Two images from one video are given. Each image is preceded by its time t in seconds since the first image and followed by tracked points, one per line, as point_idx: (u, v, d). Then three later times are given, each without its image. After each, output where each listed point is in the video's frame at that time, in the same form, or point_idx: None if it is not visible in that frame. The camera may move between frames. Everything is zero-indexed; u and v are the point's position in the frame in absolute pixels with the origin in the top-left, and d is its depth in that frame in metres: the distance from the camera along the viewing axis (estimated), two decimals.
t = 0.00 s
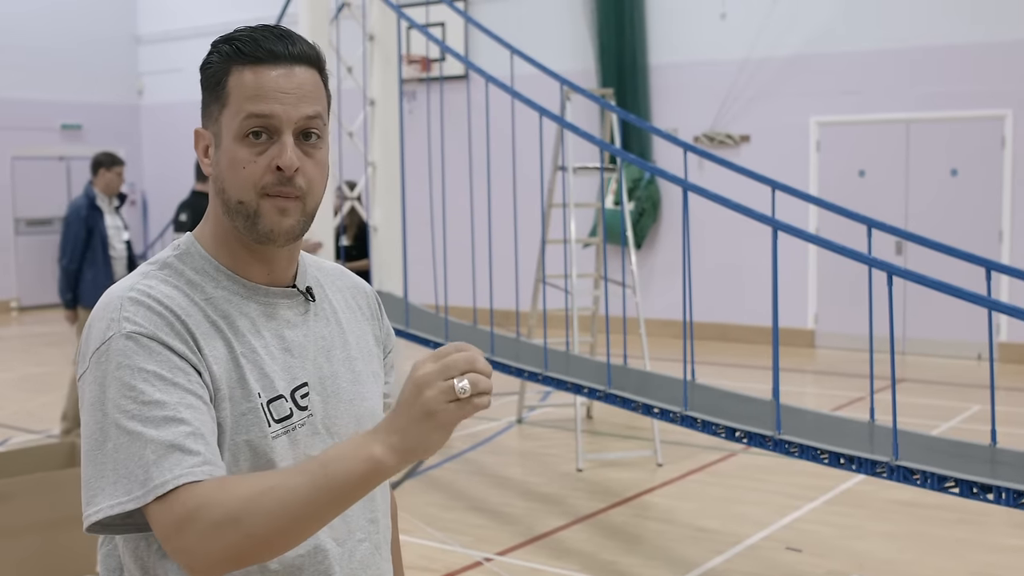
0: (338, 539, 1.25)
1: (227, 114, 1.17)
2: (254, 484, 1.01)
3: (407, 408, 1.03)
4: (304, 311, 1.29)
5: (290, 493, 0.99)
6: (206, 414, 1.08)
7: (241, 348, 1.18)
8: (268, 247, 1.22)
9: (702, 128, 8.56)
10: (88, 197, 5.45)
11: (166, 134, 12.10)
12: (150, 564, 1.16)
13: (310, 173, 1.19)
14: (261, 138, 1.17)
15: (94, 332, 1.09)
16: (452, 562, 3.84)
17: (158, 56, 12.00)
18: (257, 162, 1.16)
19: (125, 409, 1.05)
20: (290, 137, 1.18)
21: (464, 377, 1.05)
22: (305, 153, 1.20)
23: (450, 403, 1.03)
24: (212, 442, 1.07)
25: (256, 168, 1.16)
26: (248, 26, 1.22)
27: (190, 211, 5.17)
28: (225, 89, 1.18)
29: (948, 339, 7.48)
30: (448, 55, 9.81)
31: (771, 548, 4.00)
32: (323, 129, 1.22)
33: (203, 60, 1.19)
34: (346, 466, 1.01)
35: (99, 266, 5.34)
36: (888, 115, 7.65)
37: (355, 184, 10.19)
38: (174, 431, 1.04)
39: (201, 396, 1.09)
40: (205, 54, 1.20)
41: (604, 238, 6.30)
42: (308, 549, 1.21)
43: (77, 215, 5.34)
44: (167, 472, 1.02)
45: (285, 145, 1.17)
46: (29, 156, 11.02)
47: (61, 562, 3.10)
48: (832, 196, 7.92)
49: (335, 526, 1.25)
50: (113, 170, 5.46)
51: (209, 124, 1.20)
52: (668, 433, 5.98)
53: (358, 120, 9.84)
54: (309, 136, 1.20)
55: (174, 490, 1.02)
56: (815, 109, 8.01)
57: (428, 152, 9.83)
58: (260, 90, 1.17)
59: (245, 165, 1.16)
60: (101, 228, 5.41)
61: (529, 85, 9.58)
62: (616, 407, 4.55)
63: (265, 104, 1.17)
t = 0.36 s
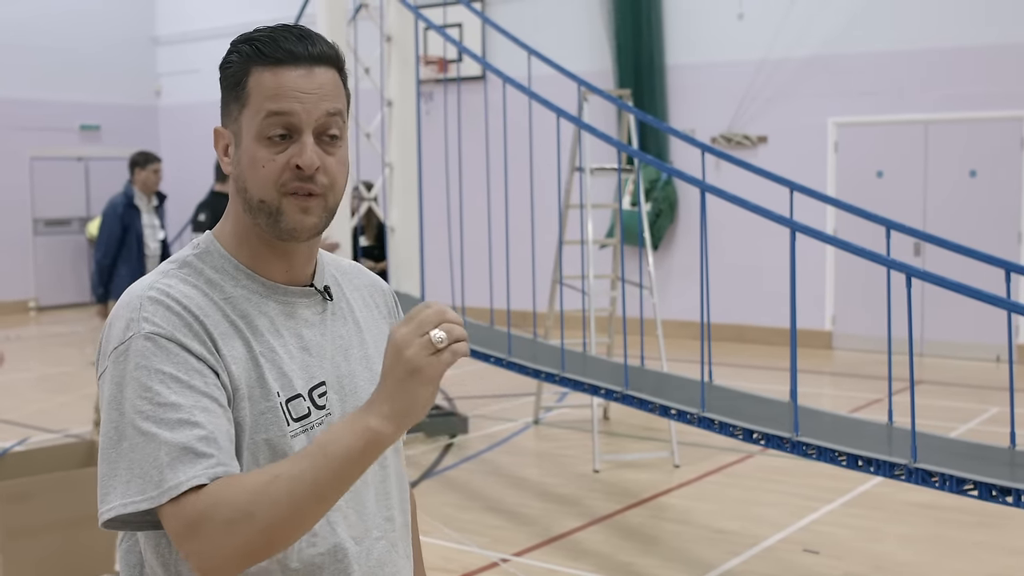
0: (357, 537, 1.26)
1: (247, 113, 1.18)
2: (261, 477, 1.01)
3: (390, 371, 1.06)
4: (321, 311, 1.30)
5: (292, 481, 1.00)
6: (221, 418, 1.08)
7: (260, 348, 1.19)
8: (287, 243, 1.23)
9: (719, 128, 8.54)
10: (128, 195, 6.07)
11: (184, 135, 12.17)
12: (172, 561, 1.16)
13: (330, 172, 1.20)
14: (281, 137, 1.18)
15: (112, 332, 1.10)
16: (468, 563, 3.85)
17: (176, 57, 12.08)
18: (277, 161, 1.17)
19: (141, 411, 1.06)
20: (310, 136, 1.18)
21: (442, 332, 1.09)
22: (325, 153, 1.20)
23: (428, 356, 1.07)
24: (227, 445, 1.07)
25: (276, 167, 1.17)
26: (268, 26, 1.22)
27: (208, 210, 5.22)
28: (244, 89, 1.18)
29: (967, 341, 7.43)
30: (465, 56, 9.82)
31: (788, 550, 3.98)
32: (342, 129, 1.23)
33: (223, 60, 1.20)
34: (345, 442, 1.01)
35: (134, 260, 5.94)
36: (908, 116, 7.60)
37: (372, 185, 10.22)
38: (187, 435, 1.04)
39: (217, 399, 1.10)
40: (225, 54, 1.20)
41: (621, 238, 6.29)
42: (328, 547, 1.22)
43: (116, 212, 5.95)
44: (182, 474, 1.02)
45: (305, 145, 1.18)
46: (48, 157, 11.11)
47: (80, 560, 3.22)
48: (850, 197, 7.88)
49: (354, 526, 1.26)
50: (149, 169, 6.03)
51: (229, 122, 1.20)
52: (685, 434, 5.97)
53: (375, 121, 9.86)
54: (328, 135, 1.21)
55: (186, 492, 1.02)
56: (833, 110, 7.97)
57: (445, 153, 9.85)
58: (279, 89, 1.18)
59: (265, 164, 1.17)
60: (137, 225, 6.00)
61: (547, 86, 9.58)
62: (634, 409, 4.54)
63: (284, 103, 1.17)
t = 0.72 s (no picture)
0: (360, 534, 1.26)
1: (258, 113, 1.18)
2: (281, 489, 1.02)
3: (431, 416, 0.99)
4: (324, 310, 1.30)
5: (312, 498, 1.00)
6: (229, 415, 1.09)
7: (265, 348, 1.19)
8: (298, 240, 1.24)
9: (726, 128, 8.53)
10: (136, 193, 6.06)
11: (191, 134, 12.21)
12: (177, 558, 1.17)
13: (343, 168, 1.21)
14: (294, 136, 1.18)
15: (120, 330, 1.10)
16: (475, 562, 3.85)
17: (184, 56, 12.11)
18: (291, 159, 1.17)
19: (151, 410, 1.06)
20: (323, 134, 1.19)
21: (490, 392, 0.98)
22: (337, 149, 1.21)
23: (475, 412, 0.98)
24: (236, 443, 1.08)
25: (289, 165, 1.17)
26: (274, 24, 1.22)
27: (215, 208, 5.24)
28: (254, 88, 1.18)
29: (974, 340, 7.41)
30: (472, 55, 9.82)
31: (794, 550, 3.98)
32: (352, 125, 1.23)
33: (229, 60, 1.20)
34: (371, 473, 1.00)
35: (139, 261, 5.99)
36: (916, 115, 7.58)
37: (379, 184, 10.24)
38: (197, 434, 1.05)
39: (225, 397, 1.10)
40: (232, 53, 1.20)
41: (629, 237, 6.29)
42: (332, 543, 1.22)
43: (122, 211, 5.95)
44: (192, 473, 1.03)
45: (318, 142, 1.18)
46: (55, 156, 11.14)
47: (88, 557, 3.23)
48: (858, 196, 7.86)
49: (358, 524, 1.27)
50: (155, 166, 5.97)
51: (237, 123, 1.21)
52: (692, 434, 5.96)
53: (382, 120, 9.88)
54: (338, 131, 1.21)
55: (197, 493, 1.03)
56: (841, 110, 7.95)
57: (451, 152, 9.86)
58: (291, 87, 1.18)
59: (278, 162, 1.17)
60: (143, 224, 6.00)
61: (553, 84, 9.58)
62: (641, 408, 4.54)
63: (295, 101, 1.18)
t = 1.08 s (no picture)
0: (358, 529, 1.26)
1: (246, 108, 1.18)
2: (267, 477, 1.01)
3: (421, 401, 0.98)
4: (319, 305, 1.29)
5: (301, 487, 0.99)
6: (222, 411, 1.09)
7: (261, 342, 1.19)
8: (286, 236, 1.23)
9: (727, 125, 8.53)
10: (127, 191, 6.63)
11: (192, 131, 12.21)
12: (175, 554, 1.17)
13: (328, 167, 1.20)
14: (279, 132, 1.18)
15: (116, 325, 1.10)
16: (476, 559, 3.85)
17: (185, 52, 12.11)
18: (275, 155, 1.17)
19: (144, 403, 1.06)
20: (308, 131, 1.18)
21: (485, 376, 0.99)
22: (323, 147, 1.20)
23: (465, 397, 0.98)
24: (229, 437, 1.07)
25: (273, 161, 1.17)
26: (267, 21, 1.22)
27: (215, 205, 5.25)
28: (243, 84, 1.19)
29: (976, 338, 7.41)
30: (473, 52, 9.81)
31: (796, 548, 3.97)
32: (340, 123, 1.22)
33: (222, 55, 1.21)
34: (357, 456, 0.99)
35: (133, 255, 6.57)
36: (918, 113, 7.56)
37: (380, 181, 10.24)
38: (189, 427, 1.05)
39: (219, 392, 1.10)
40: (225, 47, 1.21)
41: (631, 234, 6.28)
42: (329, 537, 1.22)
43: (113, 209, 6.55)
44: (185, 467, 1.03)
45: (302, 139, 1.18)
46: (56, 152, 11.13)
47: (89, 553, 3.24)
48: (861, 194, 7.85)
49: (355, 518, 1.27)
50: (146, 163, 6.40)
51: (228, 118, 1.21)
52: (693, 432, 5.96)
53: (384, 117, 9.88)
54: (325, 128, 1.21)
55: (191, 486, 1.03)
56: (843, 108, 7.94)
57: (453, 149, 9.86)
58: (278, 84, 1.18)
59: (262, 158, 1.17)
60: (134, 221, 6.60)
61: (555, 82, 9.57)
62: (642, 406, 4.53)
63: (281, 98, 1.17)
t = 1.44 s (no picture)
0: (352, 527, 1.26)
1: (242, 107, 1.18)
2: (262, 480, 1.01)
3: (417, 410, 1.03)
4: (316, 304, 1.29)
5: (297, 493, 1.00)
6: (217, 409, 1.08)
7: (258, 341, 1.19)
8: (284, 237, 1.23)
9: (726, 125, 8.52)
10: (120, 191, 6.60)
11: (191, 130, 12.21)
12: (170, 551, 1.16)
13: (323, 167, 1.20)
14: (275, 131, 1.17)
15: (113, 323, 1.10)
16: (476, 558, 3.85)
17: (184, 52, 12.11)
18: (272, 156, 1.17)
19: (140, 401, 1.05)
20: (303, 130, 1.18)
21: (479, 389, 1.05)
22: (319, 146, 1.20)
23: (460, 406, 1.04)
24: (224, 436, 1.07)
25: (270, 162, 1.17)
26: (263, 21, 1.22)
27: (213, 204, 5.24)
28: (239, 83, 1.18)
29: (975, 337, 7.41)
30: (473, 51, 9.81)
31: (795, 547, 3.97)
32: (336, 123, 1.22)
33: (218, 55, 1.20)
34: (354, 463, 1.01)
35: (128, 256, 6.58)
36: (918, 112, 7.55)
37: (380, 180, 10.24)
38: (184, 425, 1.04)
39: (214, 390, 1.10)
40: (221, 48, 1.20)
41: (630, 233, 6.28)
42: (324, 536, 1.22)
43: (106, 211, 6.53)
44: (180, 467, 1.02)
45: (298, 139, 1.17)
46: (56, 152, 11.12)
47: (86, 552, 3.23)
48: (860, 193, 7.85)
49: (350, 516, 1.26)
50: (141, 163, 6.42)
51: (225, 118, 1.21)
52: (693, 431, 5.96)
53: (383, 116, 9.87)
54: (320, 128, 1.21)
55: (185, 484, 1.02)
56: (842, 107, 7.94)
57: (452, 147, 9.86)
58: (274, 84, 1.17)
59: (259, 158, 1.17)
60: (127, 221, 6.59)
61: (554, 81, 9.58)
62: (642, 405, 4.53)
63: (276, 97, 1.17)
